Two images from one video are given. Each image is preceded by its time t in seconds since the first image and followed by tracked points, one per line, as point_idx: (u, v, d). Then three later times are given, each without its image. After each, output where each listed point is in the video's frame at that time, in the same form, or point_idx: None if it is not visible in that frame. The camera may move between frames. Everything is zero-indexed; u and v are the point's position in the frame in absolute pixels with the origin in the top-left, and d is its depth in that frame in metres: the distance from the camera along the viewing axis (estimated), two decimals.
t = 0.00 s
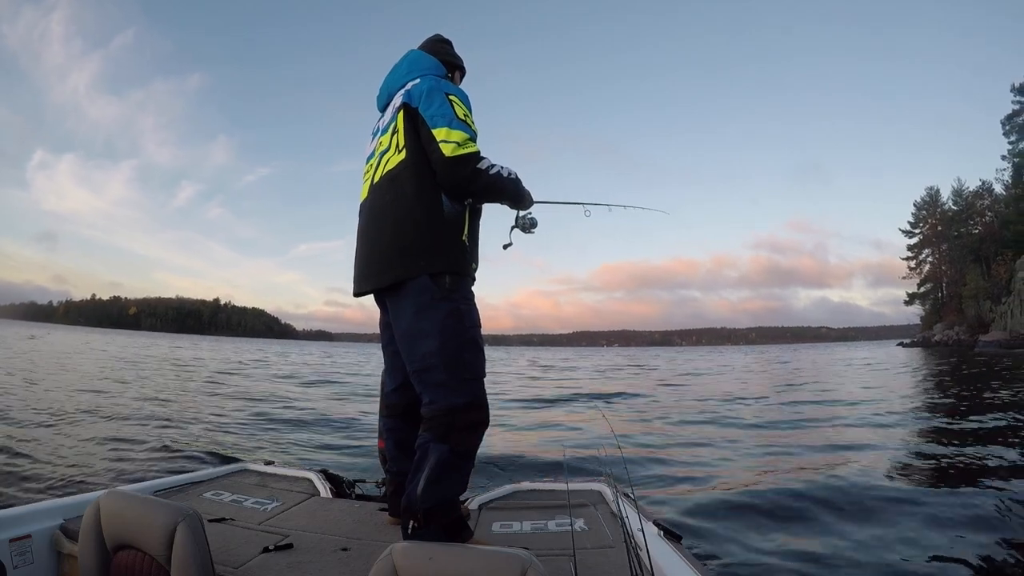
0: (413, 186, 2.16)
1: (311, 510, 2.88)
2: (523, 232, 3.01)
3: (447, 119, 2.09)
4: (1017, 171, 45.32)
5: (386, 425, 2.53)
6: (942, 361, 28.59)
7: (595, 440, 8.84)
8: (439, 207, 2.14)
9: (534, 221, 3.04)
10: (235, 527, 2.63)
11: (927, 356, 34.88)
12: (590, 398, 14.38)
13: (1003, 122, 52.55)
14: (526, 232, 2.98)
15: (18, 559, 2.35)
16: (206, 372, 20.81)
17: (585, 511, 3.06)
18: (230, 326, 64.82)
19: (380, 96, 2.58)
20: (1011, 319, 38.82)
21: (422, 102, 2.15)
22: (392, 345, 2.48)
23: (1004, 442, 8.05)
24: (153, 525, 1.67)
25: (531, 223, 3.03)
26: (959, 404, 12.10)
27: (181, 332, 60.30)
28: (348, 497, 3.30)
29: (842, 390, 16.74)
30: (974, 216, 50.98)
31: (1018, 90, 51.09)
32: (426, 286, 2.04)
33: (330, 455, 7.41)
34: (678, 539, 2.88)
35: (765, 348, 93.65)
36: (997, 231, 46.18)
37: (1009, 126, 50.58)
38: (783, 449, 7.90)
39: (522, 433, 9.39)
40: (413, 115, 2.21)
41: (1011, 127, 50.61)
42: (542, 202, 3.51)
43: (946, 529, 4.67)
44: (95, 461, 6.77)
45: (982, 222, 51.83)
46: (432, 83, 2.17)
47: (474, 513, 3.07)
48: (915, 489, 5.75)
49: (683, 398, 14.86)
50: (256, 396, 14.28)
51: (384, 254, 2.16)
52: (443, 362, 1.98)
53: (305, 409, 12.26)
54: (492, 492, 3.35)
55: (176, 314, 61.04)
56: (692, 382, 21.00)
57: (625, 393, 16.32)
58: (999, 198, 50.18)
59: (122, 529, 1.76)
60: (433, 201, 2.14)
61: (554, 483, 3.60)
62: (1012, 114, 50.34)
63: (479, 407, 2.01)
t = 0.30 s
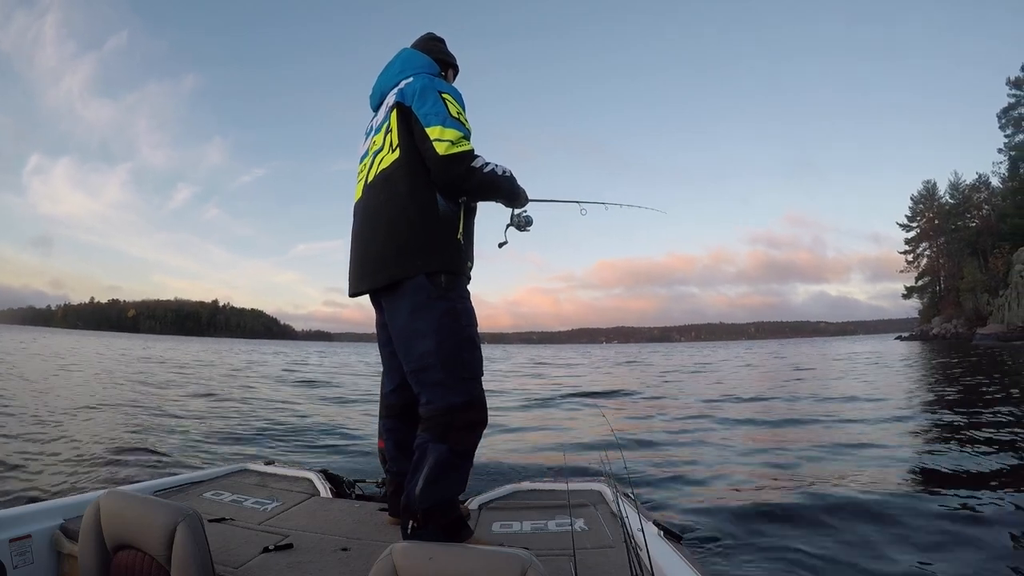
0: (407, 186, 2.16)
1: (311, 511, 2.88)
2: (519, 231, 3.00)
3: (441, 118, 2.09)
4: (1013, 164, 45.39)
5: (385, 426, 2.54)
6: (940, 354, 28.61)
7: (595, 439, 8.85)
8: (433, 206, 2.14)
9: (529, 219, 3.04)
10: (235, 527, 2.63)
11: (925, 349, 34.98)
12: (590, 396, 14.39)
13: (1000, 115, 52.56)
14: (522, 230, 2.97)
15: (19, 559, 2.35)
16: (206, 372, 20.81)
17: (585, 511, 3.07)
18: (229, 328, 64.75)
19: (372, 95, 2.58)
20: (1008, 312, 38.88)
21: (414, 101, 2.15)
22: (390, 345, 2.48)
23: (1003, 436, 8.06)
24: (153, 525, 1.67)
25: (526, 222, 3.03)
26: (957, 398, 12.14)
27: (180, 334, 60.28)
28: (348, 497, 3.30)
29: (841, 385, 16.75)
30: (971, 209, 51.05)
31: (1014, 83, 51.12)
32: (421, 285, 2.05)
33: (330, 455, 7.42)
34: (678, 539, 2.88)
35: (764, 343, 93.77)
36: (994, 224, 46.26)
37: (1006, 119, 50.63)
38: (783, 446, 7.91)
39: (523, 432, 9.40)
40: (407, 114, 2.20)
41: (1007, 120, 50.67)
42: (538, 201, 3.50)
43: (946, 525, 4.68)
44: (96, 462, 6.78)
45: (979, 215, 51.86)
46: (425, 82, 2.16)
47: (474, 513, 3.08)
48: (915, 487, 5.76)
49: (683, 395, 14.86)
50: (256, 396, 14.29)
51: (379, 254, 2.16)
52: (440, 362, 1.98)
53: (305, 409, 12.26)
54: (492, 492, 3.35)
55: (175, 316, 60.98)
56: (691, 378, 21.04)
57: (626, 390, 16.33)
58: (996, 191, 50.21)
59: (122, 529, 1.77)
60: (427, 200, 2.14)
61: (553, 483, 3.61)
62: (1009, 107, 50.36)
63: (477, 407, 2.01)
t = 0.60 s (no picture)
0: (405, 185, 2.16)
1: (311, 511, 2.89)
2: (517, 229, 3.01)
3: (438, 117, 2.09)
4: (1010, 162, 45.51)
5: (384, 427, 2.54)
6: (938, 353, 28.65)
7: (595, 438, 8.86)
8: (431, 205, 2.15)
9: (527, 216, 3.06)
10: (235, 527, 2.64)
11: (923, 348, 35.07)
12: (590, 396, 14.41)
13: (997, 114, 52.64)
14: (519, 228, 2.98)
15: (18, 559, 2.35)
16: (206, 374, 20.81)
17: (585, 511, 3.07)
18: (228, 329, 64.72)
19: (369, 95, 2.58)
20: (1006, 310, 38.96)
21: (411, 100, 2.15)
22: (389, 346, 2.48)
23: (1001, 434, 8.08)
24: (153, 525, 1.68)
25: (524, 219, 3.04)
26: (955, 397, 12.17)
27: (179, 335, 60.24)
28: (348, 497, 3.30)
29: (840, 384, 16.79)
30: (969, 208, 51.14)
31: (1011, 82, 51.24)
32: (420, 285, 2.05)
33: (331, 455, 7.43)
34: (678, 538, 2.89)
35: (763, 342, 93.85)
36: (992, 223, 46.36)
37: (1003, 118, 50.74)
38: (783, 446, 7.92)
39: (522, 432, 9.40)
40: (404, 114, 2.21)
41: (1004, 119, 50.79)
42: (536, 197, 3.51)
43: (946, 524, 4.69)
44: (97, 463, 6.79)
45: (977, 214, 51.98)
46: (423, 81, 2.17)
47: (474, 513, 3.08)
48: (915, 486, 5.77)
49: (682, 394, 14.89)
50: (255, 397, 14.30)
51: (377, 253, 2.16)
52: (438, 362, 1.99)
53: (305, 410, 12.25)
54: (492, 492, 3.36)
55: (174, 317, 60.94)
56: (690, 378, 21.07)
57: (625, 390, 16.36)
58: (994, 189, 50.29)
59: (122, 529, 1.77)
60: (425, 200, 2.15)
61: (553, 483, 3.61)
62: (1006, 105, 50.44)
63: (476, 407, 2.01)
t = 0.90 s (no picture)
0: (410, 185, 2.18)
1: (310, 510, 2.90)
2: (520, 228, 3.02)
3: (444, 118, 2.11)
4: (1009, 170, 45.61)
5: (385, 426, 2.55)
6: (937, 359, 28.70)
7: (594, 441, 8.87)
8: (436, 206, 2.17)
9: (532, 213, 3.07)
10: (235, 527, 2.64)
11: (922, 354, 35.12)
12: (589, 400, 14.42)
13: (997, 121, 52.78)
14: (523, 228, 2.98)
15: (18, 559, 2.36)
16: (205, 374, 20.81)
17: (585, 511, 3.08)
18: (228, 330, 64.89)
19: (372, 96, 2.60)
20: (1005, 316, 39.01)
21: (416, 101, 2.17)
22: (391, 346, 2.49)
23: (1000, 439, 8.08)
24: (153, 525, 1.69)
25: (530, 217, 3.06)
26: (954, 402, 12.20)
27: (178, 336, 60.18)
28: (348, 497, 3.31)
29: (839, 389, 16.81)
30: (968, 214, 51.23)
31: (1011, 89, 51.38)
32: (423, 285, 2.07)
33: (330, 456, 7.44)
34: (678, 539, 2.90)
35: (762, 347, 93.92)
36: (991, 229, 46.46)
37: (1003, 125, 50.86)
38: (782, 451, 7.93)
39: (522, 435, 9.41)
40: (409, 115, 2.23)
41: (1004, 126, 50.91)
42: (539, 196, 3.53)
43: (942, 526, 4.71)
44: (96, 462, 6.80)
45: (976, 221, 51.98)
46: (427, 83, 2.19)
47: (474, 513, 3.09)
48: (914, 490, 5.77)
49: (682, 399, 14.90)
50: (255, 398, 14.31)
51: (382, 253, 2.18)
52: (440, 361, 2.00)
53: (305, 411, 12.25)
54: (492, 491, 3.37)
55: (173, 318, 60.87)
56: (688, 382, 21.09)
57: (624, 394, 16.37)
58: (993, 196, 50.40)
59: (122, 529, 1.78)
60: (430, 200, 2.17)
61: (553, 483, 3.62)
62: (1005, 113, 50.58)
63: (476, 407, 2.03)
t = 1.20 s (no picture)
0: (417, 186, 2.20)
1: (310, 511, 2.91)
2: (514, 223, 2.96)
3: (452, 120, 2.14)
4: (1008, 177, 45.76)
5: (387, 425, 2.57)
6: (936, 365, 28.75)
7: (593, 444, 8.88)
8: (441, 207, 2.19)
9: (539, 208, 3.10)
10: (235, 527, 2.66)
11: (920, 360, 35.20)
12: (588, 403, 14.44)
13: (996, 128, 52.89)
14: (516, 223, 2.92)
15: (18, 559, 2.37)
16: (204, 374, 20.82)
17: (585, 511, 3.10)
18: (228, 330, 64.91)
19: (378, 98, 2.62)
20: (1003, 323, 39.05)
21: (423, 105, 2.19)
22: (393, 346, 2.51)
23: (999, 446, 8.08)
24: (153, 525, 1.70)
25: (535, 214, 3.07)
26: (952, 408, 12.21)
27: (177, 336, 60.14)
28: (348, 497, 3.32)
29: (838, 394, 16.81)
30: (968, 221, 51.34)
31: (1011, 97, 51.57)
32: (427, 286, 2.08)
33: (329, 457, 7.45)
34: (678, 539, 2.91)
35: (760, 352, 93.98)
36: (990, 236, 46.55)
37: (1003, 132, 51.02)
38: (780, 455, 7.95)
39: (521, 437, 9.42)
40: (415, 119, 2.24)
41: (1004, 133, 51.07)
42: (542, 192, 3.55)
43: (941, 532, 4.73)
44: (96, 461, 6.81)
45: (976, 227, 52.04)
46: (433, 85, 2.21)
47: (474, 513, 3.11)
48: (912, 496, 5.79)
49: (681, 403, 14.91)
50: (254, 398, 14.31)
51: (387, 253, 2.20)
52: (443, 361, 2.02)
53: (304, 412, 12.25)
54: (492, 491, 3.38)
55: (173, 317, 60.82)
56: (688, 386, 21.11)
57: (623, 397, 16.38)
58: (993, 203, 50.49)
59: (122, 529, 1.79)
60: (436, 201, 2.19)
61: (553, 483, 3.64)
62: (1005, 120, 50.70)
63: (478, 407, 2.04)
